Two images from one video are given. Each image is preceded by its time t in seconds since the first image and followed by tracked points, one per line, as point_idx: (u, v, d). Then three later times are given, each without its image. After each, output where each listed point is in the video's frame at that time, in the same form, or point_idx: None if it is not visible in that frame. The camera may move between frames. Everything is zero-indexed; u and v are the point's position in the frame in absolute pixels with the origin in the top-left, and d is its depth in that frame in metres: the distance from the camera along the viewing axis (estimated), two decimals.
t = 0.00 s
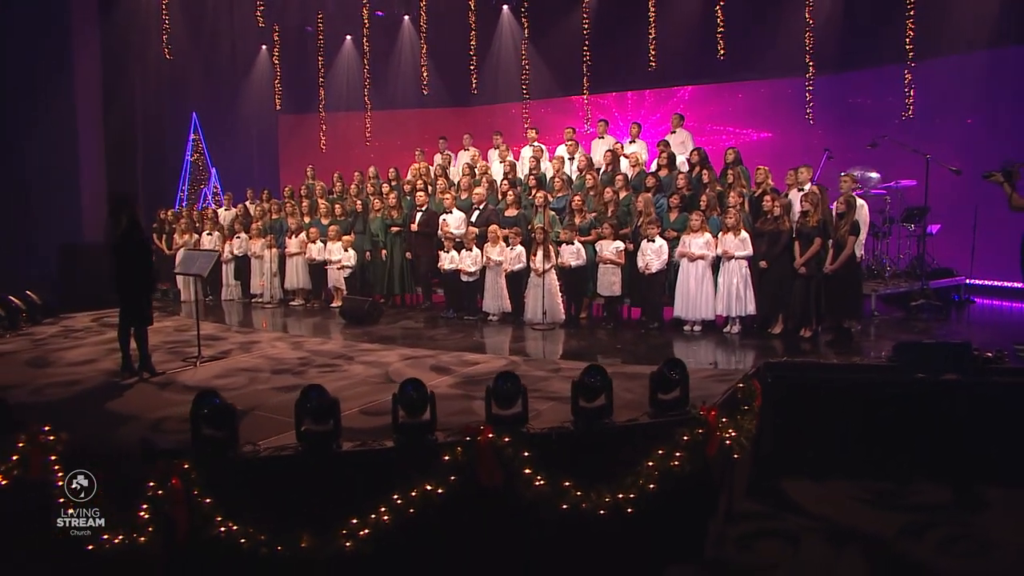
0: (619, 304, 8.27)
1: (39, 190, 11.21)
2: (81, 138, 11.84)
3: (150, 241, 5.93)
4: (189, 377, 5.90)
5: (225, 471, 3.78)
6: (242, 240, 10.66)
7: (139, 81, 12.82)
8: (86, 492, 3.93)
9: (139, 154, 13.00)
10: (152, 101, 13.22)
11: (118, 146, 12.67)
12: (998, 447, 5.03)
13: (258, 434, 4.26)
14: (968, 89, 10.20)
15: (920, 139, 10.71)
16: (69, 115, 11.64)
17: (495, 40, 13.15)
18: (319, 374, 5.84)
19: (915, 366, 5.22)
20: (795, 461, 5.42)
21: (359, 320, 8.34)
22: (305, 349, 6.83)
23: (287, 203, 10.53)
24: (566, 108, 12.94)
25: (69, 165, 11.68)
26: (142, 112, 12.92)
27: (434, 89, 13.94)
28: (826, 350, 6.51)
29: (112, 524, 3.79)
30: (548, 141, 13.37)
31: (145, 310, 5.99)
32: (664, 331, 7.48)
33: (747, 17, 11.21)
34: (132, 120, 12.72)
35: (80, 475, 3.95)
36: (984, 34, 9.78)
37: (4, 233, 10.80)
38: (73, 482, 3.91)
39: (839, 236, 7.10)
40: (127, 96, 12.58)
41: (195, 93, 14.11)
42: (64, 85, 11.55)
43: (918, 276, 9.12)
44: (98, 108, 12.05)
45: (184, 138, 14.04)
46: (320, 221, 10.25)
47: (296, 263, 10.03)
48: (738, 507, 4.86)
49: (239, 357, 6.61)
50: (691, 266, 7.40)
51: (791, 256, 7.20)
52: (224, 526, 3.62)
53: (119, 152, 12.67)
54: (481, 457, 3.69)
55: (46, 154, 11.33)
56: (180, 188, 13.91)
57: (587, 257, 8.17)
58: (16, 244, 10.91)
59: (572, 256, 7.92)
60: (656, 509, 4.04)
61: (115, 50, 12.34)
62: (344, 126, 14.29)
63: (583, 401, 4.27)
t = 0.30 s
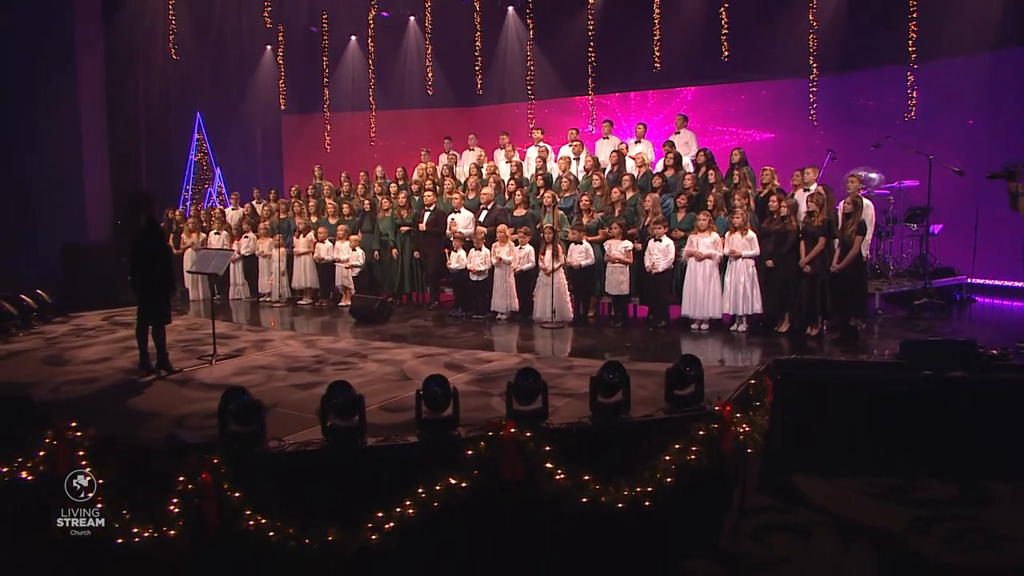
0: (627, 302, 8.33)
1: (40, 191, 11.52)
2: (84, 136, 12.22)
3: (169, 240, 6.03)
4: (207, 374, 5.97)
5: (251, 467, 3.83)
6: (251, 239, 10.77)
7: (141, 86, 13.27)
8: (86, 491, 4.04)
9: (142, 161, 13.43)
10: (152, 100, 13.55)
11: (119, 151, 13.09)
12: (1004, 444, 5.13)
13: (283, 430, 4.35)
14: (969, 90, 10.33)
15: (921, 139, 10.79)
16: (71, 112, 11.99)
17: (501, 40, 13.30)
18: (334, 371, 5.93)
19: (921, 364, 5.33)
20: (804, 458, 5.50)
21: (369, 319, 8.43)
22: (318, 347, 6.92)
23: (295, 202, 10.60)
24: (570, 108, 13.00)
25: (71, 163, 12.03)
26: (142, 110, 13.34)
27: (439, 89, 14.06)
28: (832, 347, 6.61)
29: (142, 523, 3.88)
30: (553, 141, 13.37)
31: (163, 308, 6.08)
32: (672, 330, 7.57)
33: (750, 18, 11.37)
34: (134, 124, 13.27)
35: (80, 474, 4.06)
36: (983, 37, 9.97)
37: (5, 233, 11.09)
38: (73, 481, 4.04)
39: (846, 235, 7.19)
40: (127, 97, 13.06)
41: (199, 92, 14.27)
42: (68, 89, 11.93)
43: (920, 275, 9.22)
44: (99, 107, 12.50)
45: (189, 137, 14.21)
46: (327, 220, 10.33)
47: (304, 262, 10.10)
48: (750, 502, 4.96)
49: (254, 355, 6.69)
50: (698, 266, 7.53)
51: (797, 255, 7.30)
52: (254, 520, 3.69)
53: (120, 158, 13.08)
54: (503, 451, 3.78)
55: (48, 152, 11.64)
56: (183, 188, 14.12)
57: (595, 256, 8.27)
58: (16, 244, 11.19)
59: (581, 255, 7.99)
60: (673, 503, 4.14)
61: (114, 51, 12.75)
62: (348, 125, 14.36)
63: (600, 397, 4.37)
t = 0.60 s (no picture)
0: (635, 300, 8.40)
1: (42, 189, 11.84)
2: (90, 137, 12.06)
3: (187, 240, 6.13)
4: (224, 372, 6.06)
5: (278, 461, 3.93)
6: (258, 238, 10.83)
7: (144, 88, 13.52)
8: (86, 493, 4.24)
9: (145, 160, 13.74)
10: (157, 101, 13.74)
11: (124, 151, 13.62)
12: (1008, 441, 5.24)
13: (307, 425, 4.45)
14: (970, 92, 10.46)
15: (923, 140, 10.92)
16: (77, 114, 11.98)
17: (506, 40, 13.43)
18: (349, 369, 6.03)
19: (925, 361, 5.42)
20: (812, 454, 5.60)
21: (379, 317, 8.53)
22: (331, 345, 7.01)
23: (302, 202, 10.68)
24: (574, 107, 13.11)
25: (75, 164, 12.00)
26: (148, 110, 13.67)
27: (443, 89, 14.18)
28: (837, 345, 6.71)
29: (169, 515, 4.02)
30: (558, 141, 13.45)
31: (181, 306, 6.16)
32: (678, 327, 7.69)
33: (753, 20, 11.51)
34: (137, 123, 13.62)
35: (82, 475, 4.26)
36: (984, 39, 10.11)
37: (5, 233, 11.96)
38: (74, 482, 4.24)
39: (850, 235, 7.33)
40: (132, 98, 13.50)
41: (204, 92, 14.33)
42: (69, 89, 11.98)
43: (922, 274, 9.35)
44: (105, 107, 12.35)
45: (193, 137, 14.28)
46: (334, 220, 10.44)
47: (312, 262, 10.19)
48: (760, 495, 5.08)
49: (268, 353, 6.79)
50: (705, 265, 7.64)
51: (802, 255, 7.40)
52: (282, 512, 3.77)
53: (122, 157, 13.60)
54: (523, 446, 3.86)
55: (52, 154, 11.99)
56: (187, 185, 14.26)
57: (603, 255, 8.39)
58: (15, 244, 12.08)
59: (589, 255, 8.11)
60: (687, 495, 4.25)
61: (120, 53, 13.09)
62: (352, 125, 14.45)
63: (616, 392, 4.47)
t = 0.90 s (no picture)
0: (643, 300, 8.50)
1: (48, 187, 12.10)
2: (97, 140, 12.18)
3: (205, 240, 6.23)
4: (241, 369, 6.16)
5: (304, 456, 3.96)
6: (268, 237, 10.94)
7: (150, 89, 13.66)
8: (85, 493, 4.61)
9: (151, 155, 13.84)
10: (164, 103, 13.94)
11: (129, 145, 13.51)
12: (1010, 438, 5.37)
13: (331, 422, 4.56)
14: (972, 94, 10.60)
15: (925, 141, 11.05)
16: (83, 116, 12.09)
17: (512, 41, 13.53)
18: (366, 366, 6.14)
19: (930, 359, 5.54)
20: (819, 450, 5.70)
21: (390, 315, 8.64)
22: (345, 343, 7.11)
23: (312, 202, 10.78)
24: (579, 109, 13.26)
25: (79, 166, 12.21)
26: (154, 113, 13.77)
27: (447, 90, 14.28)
28: (843, 343, 6.81)
29: (199, 508, 4.11)
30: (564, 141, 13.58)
31: (199, 305, 6.25)
32: (685, 326, 7.82)
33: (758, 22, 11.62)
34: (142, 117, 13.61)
35: (79, 476, 4.63)
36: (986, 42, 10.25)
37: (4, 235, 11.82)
38: (73, 482, 4.61)
39: (857, 235, 7.49)
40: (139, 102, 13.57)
41: (212, 93, 14.53)
42: (70, 90, 12.32)
43: (925, 274, 9.47)
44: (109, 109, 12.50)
45: (198, 137, 14.48)
46: (343, 220, 10.53)
47: (321, 261, 10.29)
48: (770, 490, 5.20)
49: (284, 350, 6.89)
50: (712, 264, 7.76)
51: (809, 255, 7.52)
52: (309, 506, 3.85)
53: (129, 150, 13.52)
54: (545, 440, 4.00)
55: (57, 154, 12.19)
56: (193, 185, 14.46)
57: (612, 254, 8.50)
58: (16, 244, 11.93)
59: (598, 255, 8.23)
60: (703, 490, 4.34)
61: (126, 57, 13.22)
62: (358, 125, 14.56)
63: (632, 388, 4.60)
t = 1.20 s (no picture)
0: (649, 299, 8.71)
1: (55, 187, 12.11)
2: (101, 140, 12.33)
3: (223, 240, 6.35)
4: (258, 367, 6.27)
5: (330, 450, 4.05)
6: (276, 237, 11.03)
7: (156, 87, 13.73)
8: (85, 493, 4.81)
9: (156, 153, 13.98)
10: (169, 102, 14.00)
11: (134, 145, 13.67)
12: (1012, 436, 5.51)
13: (354, 417, 4.67)
14: (972, 96, 10.74)
15: (927, 143, 11.18)
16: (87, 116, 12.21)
17: (518, 43, 13.66)
18: (381, 363, 6.26)
19: (934, 356, 5.64)
20: (825, 446, 5.83)
21: (400, 314, 8.76)
22: (358, 342, 7.24)
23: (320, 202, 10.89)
24: (584, 110, 13.39)
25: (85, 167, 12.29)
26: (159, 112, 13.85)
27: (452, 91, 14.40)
28: (847, 341, 6.90)
29: (225, 501, 4.22)
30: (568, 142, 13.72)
31: (216, 304, 6.36)
32: (692, 324, 7.94)
33: (762, 25, 11.77)
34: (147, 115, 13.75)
35: (78, 478, 4.80)
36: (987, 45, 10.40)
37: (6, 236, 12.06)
38: (73, 483, 4.79)
39: (861, 235, 7.68)
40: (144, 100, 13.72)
41: (218, 93, 14.62)
42: (73, 89, 12.20)
43: (927, 273, 9.60)
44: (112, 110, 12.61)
45: (203, 137, 14.52)
46: (350, 220, 10.64)
47: (330, 261, 10.41)
48: (779, 484, 5.33)
49: (299, 349, 7.00)
50: (718, 263, 7.90)
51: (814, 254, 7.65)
52: (334, 498, 3.95)
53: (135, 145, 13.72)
54: (563, 435, 4.11)
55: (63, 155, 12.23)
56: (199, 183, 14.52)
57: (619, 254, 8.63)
58: (16, 244, 12.13)
59: (606, 254, 8.37)
60: (714, 482, 4.49)
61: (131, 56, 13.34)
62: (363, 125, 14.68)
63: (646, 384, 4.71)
